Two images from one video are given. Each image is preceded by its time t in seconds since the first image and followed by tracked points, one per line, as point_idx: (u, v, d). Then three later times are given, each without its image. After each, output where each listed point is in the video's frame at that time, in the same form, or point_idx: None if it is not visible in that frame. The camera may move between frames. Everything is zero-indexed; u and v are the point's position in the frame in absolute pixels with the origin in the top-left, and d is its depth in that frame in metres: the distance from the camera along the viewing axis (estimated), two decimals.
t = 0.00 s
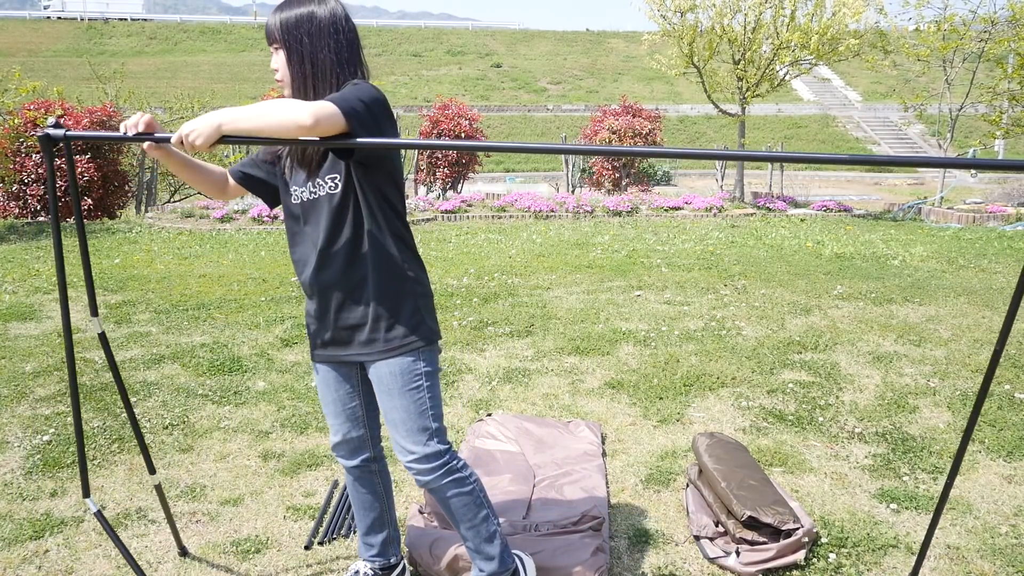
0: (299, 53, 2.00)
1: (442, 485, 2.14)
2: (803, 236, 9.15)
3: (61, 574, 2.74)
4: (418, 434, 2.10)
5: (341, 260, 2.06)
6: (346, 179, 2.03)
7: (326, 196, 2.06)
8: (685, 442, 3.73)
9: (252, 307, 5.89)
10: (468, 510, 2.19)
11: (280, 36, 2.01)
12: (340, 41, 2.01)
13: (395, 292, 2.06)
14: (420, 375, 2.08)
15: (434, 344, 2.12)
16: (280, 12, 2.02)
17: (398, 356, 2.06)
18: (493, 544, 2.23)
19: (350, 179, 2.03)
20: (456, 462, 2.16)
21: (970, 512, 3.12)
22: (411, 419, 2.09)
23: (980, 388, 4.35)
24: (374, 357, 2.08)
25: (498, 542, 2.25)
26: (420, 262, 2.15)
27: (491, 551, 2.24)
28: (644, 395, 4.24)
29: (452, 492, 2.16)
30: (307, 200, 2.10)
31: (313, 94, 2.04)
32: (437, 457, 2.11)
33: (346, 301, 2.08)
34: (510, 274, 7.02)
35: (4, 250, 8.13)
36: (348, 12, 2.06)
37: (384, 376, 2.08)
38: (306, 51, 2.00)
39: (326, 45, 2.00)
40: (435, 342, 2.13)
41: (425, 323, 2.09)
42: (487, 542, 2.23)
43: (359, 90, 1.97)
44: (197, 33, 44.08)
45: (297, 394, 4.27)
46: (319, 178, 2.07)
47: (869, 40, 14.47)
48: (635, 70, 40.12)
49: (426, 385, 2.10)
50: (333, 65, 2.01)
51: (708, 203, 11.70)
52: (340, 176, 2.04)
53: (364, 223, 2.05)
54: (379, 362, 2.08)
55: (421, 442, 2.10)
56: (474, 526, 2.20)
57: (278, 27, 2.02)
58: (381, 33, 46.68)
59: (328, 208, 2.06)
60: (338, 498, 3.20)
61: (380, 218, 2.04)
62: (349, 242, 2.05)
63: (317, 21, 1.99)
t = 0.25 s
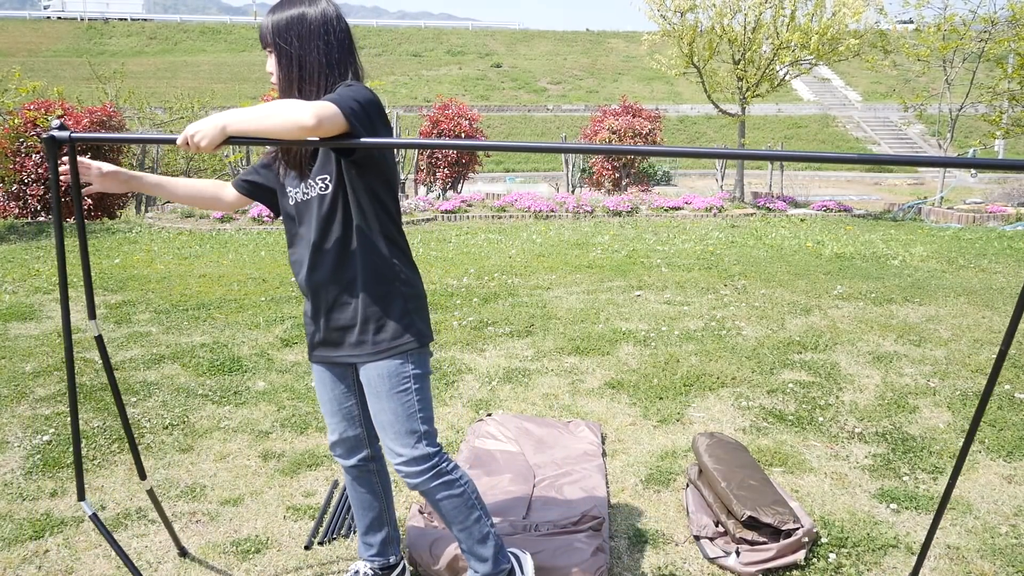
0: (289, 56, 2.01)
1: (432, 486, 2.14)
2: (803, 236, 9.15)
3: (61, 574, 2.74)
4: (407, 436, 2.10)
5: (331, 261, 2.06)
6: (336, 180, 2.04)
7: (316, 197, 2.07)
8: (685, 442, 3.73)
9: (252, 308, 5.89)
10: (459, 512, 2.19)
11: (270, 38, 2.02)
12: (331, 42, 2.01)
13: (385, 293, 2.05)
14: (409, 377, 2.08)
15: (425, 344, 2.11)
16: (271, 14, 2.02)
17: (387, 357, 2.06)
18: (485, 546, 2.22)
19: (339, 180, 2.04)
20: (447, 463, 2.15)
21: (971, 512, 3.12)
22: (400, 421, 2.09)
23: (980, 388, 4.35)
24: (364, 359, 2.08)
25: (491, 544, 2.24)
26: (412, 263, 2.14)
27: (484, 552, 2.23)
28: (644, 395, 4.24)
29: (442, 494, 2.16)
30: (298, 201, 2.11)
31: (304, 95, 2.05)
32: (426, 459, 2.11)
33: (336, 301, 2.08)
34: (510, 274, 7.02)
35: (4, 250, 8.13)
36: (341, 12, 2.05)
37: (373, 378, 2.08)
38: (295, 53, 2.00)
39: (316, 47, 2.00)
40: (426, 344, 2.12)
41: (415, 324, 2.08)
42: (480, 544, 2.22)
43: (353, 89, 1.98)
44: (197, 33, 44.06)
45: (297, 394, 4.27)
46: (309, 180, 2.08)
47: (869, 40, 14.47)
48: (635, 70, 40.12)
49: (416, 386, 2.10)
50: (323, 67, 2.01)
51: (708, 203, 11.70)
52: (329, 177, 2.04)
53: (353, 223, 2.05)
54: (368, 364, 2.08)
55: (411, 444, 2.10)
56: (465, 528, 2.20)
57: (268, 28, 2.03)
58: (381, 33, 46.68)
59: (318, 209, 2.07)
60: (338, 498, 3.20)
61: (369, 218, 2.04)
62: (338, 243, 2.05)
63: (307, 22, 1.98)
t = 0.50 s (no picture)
0: (283, 54, 2.01)
1: (430, 486, 2.14)
2: (803, 236, 9.15)
3: (61, 574, 2.74)
4: (405, 435, 2.10)
5: (327, 261, 2.06)
6: (330, 180, 2.03)
7: (310, 196, 2.06)
8: (685, 442, 3.73)
9: (252, 307, 5.89)
10: (458, 511, 2.19)
11: (265, 37, 2.02)
12: (325, 42, 2.01)
13: (382, 293, 2.05)
14: (407, 376, 2.08)
15: (423, 343, 2.11)
16: (267, 13, 2.02)
17: (384, 357, 2.06)
18: (485, 545, 2.23)
19: (333, 179, 2.03)
20: (445, 462, 2.16)
21: (971, 512, 3.12)
22: (397, 420, 2.09)
23: (980, 388, 4.34)
24: (361, 359, 2.08)
25: (490, 543, 2.24)
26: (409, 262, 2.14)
27: (483, 552, 2.23)
28: (644, 395, 4.24)
29: (440, 493, 2.16)
30: (293, 201, 2.10)
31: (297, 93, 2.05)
32: (424, 458, 2.11)
33: (333, 301, 2.08)
34: (510, 274, 7.02)
35: (4, 250, 8.13)
36: (335, 12, 2.06)
37: (370, 378, 2.09)
38: (289, 51, 2.00)
39: (311, 46, 2.00)
40: (423, 342, 2.12)
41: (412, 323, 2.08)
42: (479, 542, 2.22)
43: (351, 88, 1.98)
44: (197, 33, 44.05)
45: (297, 394, 4.27)
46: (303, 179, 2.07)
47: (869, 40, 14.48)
48: (635, 70, 40.13)
49: (413, 385, 2.10)
50: (317, 66, 2.01)
51: (708, 203, 11.70)
52: (323, 176, 2.04)
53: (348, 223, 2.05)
54: (366, 363, 2.08)
55: (408, 444, 2.10)
56: (464, 526, 2.20)
57: (264, 27, 2.03)
58: (381, 33, 46.69)
59: (313, 209, 2.06)
60: (338, 497, 3.20)
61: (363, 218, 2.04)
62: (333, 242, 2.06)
63: (302, 21, 1.99)
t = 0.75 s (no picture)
0: (279, 54, 2.01)
1: (432, 484, 2.14)
2: (803, 236, 9.15)
3: (61, 574, 2.74)
4: (406, 433, 2.10)
5: (327, 259, 2.06)
6: (328, 179, 2.04)
7: (307, 196, 2.06)
8: (685, 442, 3.73)
9: (252, 307, 5.89)
10: (459, 509, 2.19)
11: (260, 36, 2.02)
12: (321, 43, 2.01)
13: (382, 291, 2.05)
14: (408, 374, 2.08)
15: (423, 341, 2.12)
16: (262, 11, 2.02)
17: (384, 354, 2.06)
18: (486, 543, 2.23)
19: (331, 178, 2.04)
20: (446, 460, 2.16)
21: (971, 512, 3.12)
22: (399, 418, 2.09)
23: (980, 388, 4.34)
24: (362, 357, 2.08)
25: (491, 541, 2.24)
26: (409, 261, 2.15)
27: (484, 550, 2.23)
28: (645, 395, 4.24)
29: (441, 491, 2.16)
30: (290, 201, 2.10)
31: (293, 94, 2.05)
32: (426, 456, 2.11)
33: (333, 299, 2.08)
34: (510, 274, 7.02)
35: (4, 250, 8.12)
36: (328, 12, 2.06)
37: (371, 376, 2.08)
38: (285, 52, 2.00)
39: (306, 46, 2.00)
40: (424, 341, 2.12)
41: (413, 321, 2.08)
42: (480, 541, 2.22)
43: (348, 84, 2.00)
44: (197, 33, 44.04)
45: (297, 394, 4.27)
46: (300, 178, 2.07)
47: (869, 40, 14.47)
48: (635, 70, 40.14)
49: (414, 384, 2.10)
50: (312, 66, 2.02)
51: (708, 203, 11.70)
52: (321, 175, 2.04)
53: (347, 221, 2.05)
54: (366, 361, 2.08)
55: (410, 442, 2.10)
56: (465, 525, 2.20)
57: (259, 26, 2.02)
58: (381, 32, 46.69)
59: (311, 208, 2.06)
60: (338, 498, 3.20)
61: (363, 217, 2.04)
62: (332, 241, 2.06)
63: (297, 21, 1.99)
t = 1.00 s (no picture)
0: (282, 54, 2.01)
1: (435, 482, 2.14)
2: (803, 236, 9.15)
3: (60, 574, 2.74)
4: (411, 431, 2.09)
5: (330, 256, 2.06)
6: (331, 176, 2.04)
7: (310, 193, 2.06)
8: (685, 442, 3.73)
9: (252, 307, 5.89)
10: (463, 508, 2.18)
11: (262, 36, 2.02)
12: (323, 43, 2.01)
13: (385, 289, 2.06)
14: (413, 371, 2.08)
15: (426, 339, 2.12)
16: (263, 11, 2.01)
17: (388, 352, 2.06)
18: (488, 542, 2.22)
19: (334, 174, 2.05)
20: (449, 458, 2.16)
21: (971, 512, 3.12)
22: (403, 416, 2.09)
23: (980, 388, 4.34)
24: (365, 354, 2.08)
25: (493, 540, 2.24)
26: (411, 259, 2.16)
27: (487, 549, 2.23)
28: (645, 395, 4.24)
29: (444, 489, 2.15)
30: (290, 198, 2.09)
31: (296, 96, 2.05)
32: (430, 454, 2.11)
33: (336, 297, 2.08)
34: (510, 274, 7.02)
35: (3, 250, 8.12)
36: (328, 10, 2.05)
37: (374, 374, 2.08)
38: (288, 53, 2.01)
39: (309, 48, 2.00)
40: (426, 339, 2.13)
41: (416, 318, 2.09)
42: (483, 540, 2.22)
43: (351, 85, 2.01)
44: (197, 33, 44.02)
45: (297, 394, 4.27)
46: (302, 175, 2.07)
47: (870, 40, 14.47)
48: (635, 70, 40.14)
49: (416, 382, 2.09)
50: (315, 67, 2.02)
51: (708, 203, 11.70)
52: (324, 172, 2.05)
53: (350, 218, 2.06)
54: (370, 359, 2.08)
55: (414, 440, 2.10)
56: (468, 524, 2.20)
57: (260, 26, 2.02)
58: (381, 32, 46.68)
59: (313, 205, 2.06)
60: (338, 498, 3.20)
61: (366, 214, 2.05)
62: (335, 239, 2.06)
63: (300, 23, 1.98)
